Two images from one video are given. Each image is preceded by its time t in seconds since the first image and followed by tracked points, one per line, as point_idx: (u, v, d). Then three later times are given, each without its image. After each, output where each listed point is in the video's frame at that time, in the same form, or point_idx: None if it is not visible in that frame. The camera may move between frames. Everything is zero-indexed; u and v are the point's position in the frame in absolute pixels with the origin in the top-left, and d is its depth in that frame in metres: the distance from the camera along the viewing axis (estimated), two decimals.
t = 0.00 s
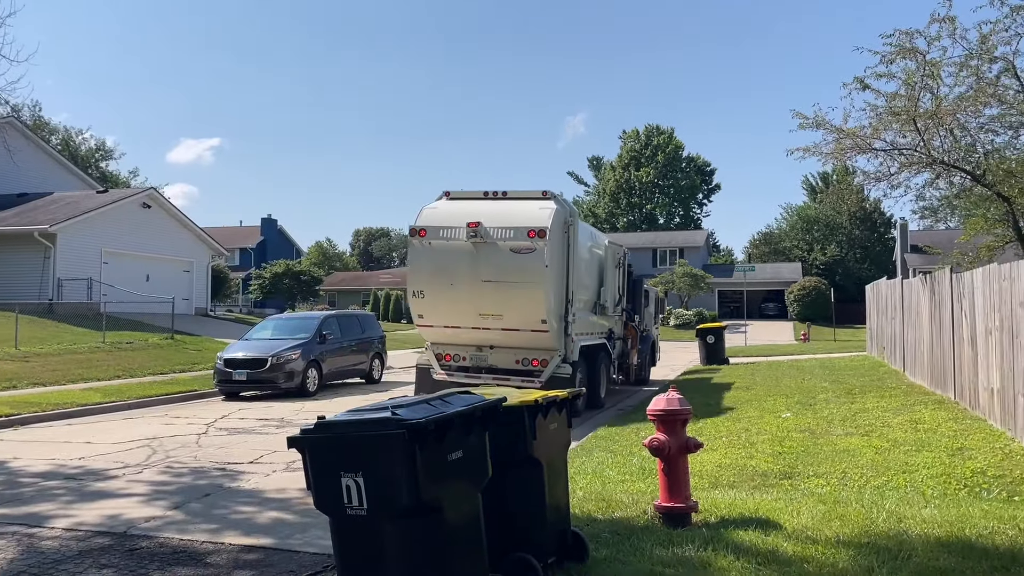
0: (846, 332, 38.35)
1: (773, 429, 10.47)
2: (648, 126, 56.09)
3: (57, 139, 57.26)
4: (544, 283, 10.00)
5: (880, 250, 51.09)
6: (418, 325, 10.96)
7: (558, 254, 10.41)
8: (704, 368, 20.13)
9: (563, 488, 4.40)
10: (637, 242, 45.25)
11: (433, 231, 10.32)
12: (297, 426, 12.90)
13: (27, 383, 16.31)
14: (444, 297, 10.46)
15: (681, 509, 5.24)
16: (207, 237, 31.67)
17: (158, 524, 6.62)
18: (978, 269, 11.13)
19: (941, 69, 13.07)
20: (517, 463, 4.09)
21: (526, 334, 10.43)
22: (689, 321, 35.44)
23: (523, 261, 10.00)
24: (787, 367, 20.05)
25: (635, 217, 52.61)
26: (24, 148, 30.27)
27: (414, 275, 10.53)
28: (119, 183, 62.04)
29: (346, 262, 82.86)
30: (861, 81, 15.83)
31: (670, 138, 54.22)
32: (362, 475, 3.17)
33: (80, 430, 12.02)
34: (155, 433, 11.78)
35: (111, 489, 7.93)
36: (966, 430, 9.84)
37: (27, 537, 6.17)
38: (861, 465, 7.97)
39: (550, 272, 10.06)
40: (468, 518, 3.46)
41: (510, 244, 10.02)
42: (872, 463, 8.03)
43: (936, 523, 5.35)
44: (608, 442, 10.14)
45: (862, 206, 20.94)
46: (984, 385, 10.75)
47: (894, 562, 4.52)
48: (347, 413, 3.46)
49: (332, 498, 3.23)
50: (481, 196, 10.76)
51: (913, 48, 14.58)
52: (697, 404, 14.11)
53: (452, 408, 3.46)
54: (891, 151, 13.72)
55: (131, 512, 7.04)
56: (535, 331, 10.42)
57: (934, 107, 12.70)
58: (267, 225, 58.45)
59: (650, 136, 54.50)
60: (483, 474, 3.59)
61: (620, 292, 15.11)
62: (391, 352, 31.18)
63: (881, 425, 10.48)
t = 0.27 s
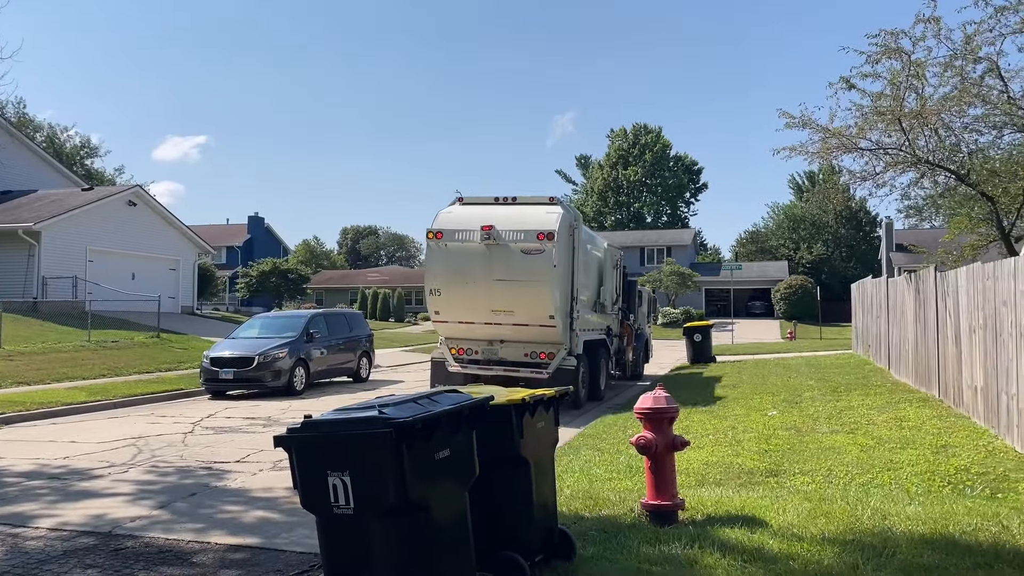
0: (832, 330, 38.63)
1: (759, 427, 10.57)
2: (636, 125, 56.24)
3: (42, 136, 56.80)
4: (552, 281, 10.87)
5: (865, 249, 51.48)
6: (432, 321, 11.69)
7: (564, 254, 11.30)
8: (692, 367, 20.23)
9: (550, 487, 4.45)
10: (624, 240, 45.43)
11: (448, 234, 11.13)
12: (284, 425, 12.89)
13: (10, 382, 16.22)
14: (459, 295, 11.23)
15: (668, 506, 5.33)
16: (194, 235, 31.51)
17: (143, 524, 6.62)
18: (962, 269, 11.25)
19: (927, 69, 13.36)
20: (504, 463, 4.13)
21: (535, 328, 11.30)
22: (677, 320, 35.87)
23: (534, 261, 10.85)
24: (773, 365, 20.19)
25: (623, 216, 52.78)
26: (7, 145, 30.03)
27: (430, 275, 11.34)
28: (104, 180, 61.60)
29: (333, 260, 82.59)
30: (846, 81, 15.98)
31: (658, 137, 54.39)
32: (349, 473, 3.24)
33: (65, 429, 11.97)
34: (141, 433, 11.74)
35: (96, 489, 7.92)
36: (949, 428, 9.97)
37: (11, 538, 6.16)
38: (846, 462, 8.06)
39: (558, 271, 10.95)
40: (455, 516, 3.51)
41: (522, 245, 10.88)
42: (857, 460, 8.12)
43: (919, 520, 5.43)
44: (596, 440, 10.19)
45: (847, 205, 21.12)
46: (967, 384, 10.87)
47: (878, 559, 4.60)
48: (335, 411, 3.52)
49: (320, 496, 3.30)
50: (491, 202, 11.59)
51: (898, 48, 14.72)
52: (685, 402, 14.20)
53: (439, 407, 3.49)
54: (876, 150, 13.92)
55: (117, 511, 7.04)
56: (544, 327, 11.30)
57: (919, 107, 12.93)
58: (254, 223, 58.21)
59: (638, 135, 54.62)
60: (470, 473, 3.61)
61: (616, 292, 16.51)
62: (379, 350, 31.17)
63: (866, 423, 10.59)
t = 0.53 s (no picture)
0: (819, 329, 38.83)
1: (747, 425, 10.63)
2: (625, 124, 56.36)
3: (27, 133, 56.29)
4: (554, 282, 11.94)
5: (853, 248, 51.76)
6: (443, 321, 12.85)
7: (565, 258, 12.35)
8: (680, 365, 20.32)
9: (538, 485, 4.47)
10: (613, 239, 45.54)
11: (457, 239, 12.22)
12: (272, 424, 12.86)
13: None
14: (467, 296, 12.36)
15: (657, 506, 5.35)
16: (182, 234, 31.36)
17: (131, 524, 6.60)
18: (948, 269, 11.33)
19: (913, 70, 13.41)
20: (493, 462, 4.14)
21: (539, 326, 12.38)
22: (665, 319, 36.03)
23: (536, 264, 11.94)
24: (761, 364, 20.30)
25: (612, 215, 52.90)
26: None
27: (442, 278, 12.41)
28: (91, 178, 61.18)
29: (323, 258, 82.35)
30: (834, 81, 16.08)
31: (647, 136, 54.52)
32: (337, 473, 3.23)
33: (52, 429, 11.92)
34: (127, 432, 11.68)
35: (83, 489, 7.89)
36: (935, 427, 10.05)
37: None
38: (833, 461, 8.12)
39: (559, 273, 12.03)
40: (443, 516, 3.51)
41: (526, 250, 11.97)
42: (844, 459, 8.17)
43: (905, 517, 5.48)
44: (584, 439, 10.23)
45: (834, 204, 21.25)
46: (953, 382, 10.96)
47: (864, 557, 4.64)
48: (323, 411, 3.51)
49: (307, 496, 3.29)
50: (496, 210, 12.68)
51: (885, 48, 14.81)
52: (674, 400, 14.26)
53: (427, 406, 3.50)
54: (863, 150, 14.02)
55: (104, 511, 7.02)
56: (547, 324, 12.39)
57: (905, 107, 13.07)
58: (243, 221, 57.96)
59: (627, 135, 54.72)
60: (458, 472, 3.63)
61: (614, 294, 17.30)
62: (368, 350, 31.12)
63: (853, 421, 10.67)
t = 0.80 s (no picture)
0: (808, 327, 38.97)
1: (736, 424, 10.63)
2: (615, 123, 56.45)
3: (14, 131, 55.81)
4: (554, 281, 12.77)
5: (841, 247, 51.99)
6: (450, 319, 13.69)
7: (564, 259, 13.18)
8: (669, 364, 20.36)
9: (528, 484, 4.43)
10: (603, 238, 45.61)
11: (464, 241, 13.07)
12: (261, 424, 12.79)
13: None
14: (473, 294, 13.19)
15: (646, 504, 5.34)
16: (170, 233, 31.17)
17: (119, 523, 6.55)
18: (935, 268, 11.36)
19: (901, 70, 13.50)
20: (482, 461, 4.09)
21: (540, 323, 13.20)
22: (655, 318, 36.13)
23: (537, 264, 12.81)
24: (750, 363, 20.36)
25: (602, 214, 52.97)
26: None
27: (449, 277, 13.27)
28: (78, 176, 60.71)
29: (313, 257, 82.02)
30: (822, 81, 16.15)
31: (637, 135, 54.63)
32: (326, 472, 3.19)
33: (38, 428, 11.81)
34: (115, 432, 11.59)
35: (71, 489, 7.82)
36: (922, 425, 10.08)
37: None
38: (821, 459, 8.12)
39: (560, 273, 12.85)
40: (432, 515, 3.47)
41: (529, 251, 12.80)
42: (832, 457, 8.17)
43: (892, 515, 5.48)
44: (574, 437, 10.21)
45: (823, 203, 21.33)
46: (940, 381, 11.00)
47: (851, 554, 4.64)
48: (312, 411, 3.48)
49: (296, 496, 3.25)
50: (499, 215, 13.55)
51: (872, 49, 14.86)
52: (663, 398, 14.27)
53: (417, 405, 3.46)
54: (851, 149, 14.10)
55: (90, 511, 6.95)
56: (548, 321, 13.19)
57: (893, 107, 13.17)
58: (232, 220, 57.65)
59: (618, 134, 54.81)
60: (447, 471, 3.59)
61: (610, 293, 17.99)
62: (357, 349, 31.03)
63: (841, 419, 10.70)
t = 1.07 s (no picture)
0: (798, 326, 39.08)
1: (726, 422, 10.59)
2: (606, 122, 56.52)
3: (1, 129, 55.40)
4: (555, 282, 13.19)
5: (830, 247, 52.18)
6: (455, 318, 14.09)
7: (565, 260, 13.57)
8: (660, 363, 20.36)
9: (518, 483, 4.34)
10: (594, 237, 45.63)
11: (468, 243, 13.50)
12: (250, 423, 12.69)
13: None
14: (476, 295, 13.61)
15: (636, 504, 5.27)
16: (159, 231, 30.96)
17: (106, 523, 6.45)
18: (925, 266, 11.36)
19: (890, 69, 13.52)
20: (472, 460, 4.00)
21: (541, 322, 13.60)
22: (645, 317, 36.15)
23: (539, 266, 13.20)
24: (740, 361, 20.38)
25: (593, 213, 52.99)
26: None
27: (453, 278, 13.68)
28: (66, 175, 60.24)
29: (303, 257, 81.71)
30: (812, 80, 16.18)
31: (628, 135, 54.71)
32: (316, 471, 3.08)
33: (25, 428, 11.67)
34: (103, 431, 11.46)
35: (57, 488, 7.71)
36: (912, 423, 10.06)
37: None
38: (811, 457, 8.08)
39: (561, 274, 13.27)
40: (422, 515, 3.38)
41: (530, 253, 13.22)
42: (821, 455, 8.13)
43: (881, 513, 5.44)
44: (565, 436, 10.15)
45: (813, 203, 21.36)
46: (929, 380, 11.01)
47: (841, 552, 4.59)
48: (300, 409, 3.37)
49: (284, 496, 3.14)
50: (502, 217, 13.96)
51: (862, 48, 14.87)
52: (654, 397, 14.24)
53: (406, 404, 3.37)
54: (841, 149, 14.12)
55: (78, 511, 6.84)
56: (549, 321, 13.60)
57: (882, 106, 13.21)
58: (221, 219, 57.35)
59: (608, 133, 54.86)
60: (437, 471, 3.49)
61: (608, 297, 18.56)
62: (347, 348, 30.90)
63: (831, 417, 10.69)
